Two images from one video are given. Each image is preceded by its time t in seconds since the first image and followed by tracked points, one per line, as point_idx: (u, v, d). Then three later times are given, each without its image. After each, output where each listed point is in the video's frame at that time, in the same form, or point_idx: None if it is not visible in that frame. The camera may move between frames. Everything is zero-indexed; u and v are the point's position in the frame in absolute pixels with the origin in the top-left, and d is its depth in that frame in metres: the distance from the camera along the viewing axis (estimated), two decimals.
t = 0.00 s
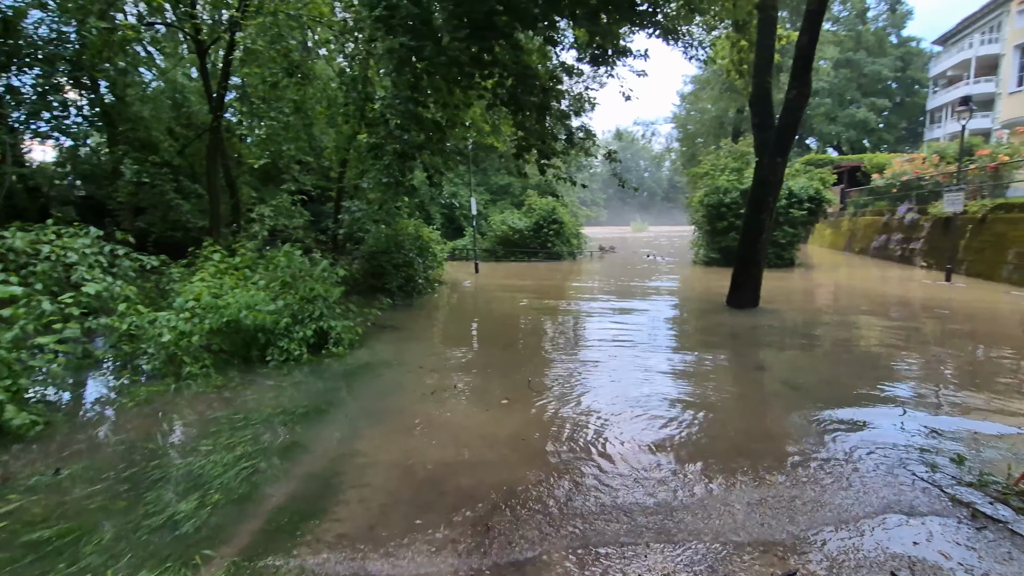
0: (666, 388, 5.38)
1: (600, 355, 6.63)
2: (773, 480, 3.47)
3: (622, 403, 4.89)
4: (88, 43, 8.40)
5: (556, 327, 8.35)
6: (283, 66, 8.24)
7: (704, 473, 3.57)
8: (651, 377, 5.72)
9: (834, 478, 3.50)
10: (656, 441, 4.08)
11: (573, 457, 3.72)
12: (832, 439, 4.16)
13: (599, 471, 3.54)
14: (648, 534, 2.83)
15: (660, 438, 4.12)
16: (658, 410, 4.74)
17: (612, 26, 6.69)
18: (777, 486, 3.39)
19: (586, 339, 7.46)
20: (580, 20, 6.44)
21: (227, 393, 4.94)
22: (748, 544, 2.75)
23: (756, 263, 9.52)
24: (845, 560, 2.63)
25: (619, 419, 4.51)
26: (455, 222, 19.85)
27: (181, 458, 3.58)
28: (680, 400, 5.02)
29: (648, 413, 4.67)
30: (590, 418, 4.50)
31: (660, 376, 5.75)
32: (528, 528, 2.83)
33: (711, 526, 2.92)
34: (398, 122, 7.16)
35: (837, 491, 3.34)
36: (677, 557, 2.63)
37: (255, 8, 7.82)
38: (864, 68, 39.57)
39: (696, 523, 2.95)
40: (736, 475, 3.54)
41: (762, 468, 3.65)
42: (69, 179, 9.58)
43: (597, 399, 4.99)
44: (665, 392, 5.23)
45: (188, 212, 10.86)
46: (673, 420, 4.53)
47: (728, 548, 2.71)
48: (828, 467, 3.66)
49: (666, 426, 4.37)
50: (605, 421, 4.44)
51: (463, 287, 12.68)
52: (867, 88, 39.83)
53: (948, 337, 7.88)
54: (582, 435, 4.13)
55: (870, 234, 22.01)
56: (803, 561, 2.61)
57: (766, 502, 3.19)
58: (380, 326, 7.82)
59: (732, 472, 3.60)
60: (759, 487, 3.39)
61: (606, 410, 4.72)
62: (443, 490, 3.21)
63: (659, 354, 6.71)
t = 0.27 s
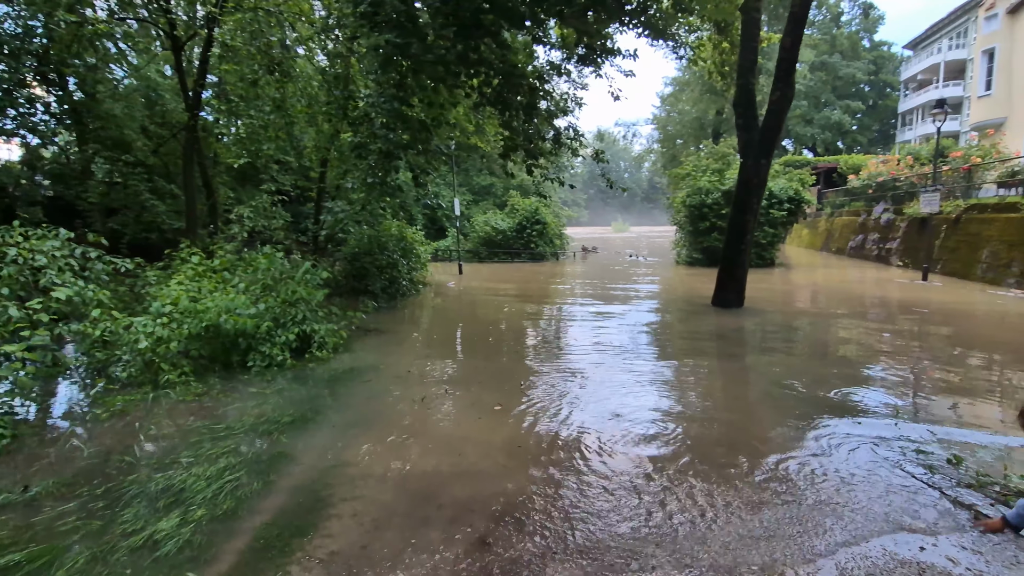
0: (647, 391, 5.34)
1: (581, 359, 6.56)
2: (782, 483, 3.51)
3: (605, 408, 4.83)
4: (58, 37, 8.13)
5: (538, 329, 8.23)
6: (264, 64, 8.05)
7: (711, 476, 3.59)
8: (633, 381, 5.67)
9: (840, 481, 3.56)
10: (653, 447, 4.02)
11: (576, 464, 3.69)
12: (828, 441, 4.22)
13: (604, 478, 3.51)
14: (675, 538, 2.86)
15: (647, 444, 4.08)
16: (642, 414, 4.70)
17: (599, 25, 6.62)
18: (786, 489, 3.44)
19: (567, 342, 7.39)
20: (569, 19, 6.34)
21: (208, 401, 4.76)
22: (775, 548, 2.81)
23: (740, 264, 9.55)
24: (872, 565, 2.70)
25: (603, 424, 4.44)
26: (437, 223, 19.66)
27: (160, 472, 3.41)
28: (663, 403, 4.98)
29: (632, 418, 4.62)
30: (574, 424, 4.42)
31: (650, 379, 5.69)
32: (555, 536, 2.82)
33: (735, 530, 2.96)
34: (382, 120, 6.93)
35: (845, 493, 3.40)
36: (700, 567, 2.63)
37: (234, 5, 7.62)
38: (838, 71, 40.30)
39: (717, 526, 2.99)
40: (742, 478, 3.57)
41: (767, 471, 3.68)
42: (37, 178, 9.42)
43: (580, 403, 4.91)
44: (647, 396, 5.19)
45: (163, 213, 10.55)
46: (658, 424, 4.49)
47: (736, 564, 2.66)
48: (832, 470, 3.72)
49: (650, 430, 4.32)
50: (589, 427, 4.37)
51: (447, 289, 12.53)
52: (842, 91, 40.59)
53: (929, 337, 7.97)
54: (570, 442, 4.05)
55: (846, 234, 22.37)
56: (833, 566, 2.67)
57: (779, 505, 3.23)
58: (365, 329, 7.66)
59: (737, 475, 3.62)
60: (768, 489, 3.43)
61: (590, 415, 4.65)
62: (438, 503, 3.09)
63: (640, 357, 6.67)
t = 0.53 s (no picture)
0: (634, 393, 5.28)
1: (566, 360, 6.48)
2: (788, 486, 3.50)
3: (594, 411, 4.75)
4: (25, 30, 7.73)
5: (523, 331, 8.03)
6: (247, 59, 7.75)
7: (716, 479, 3.56)
8: (619, 383, 5.62)
9: (844, 483, 3.56)
10: (652, 450, 3.96)
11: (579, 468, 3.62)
12: (827, 441, 4.23)
13: (608, 482, 3.45)
14: (691, 544, 2.82)
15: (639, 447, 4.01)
16: (631, 417, 4.64)
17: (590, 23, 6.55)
18: (793, 492, 3.42)
19: (552, 343, 7.30)
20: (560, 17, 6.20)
21: (192, 408, 4.59)
22: (792, 554, 2.78)
23: (729, 263, 9.57)
24: (889, 570, 2.69)
25: (593, 428, 4.36)
26: (422, 223, 19.49)
27: (143, 483, 3.26)
28: (652, 406, 4.93)
29: (621, 420, 4.55)
30: (564, 427, 4.34)
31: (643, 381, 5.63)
32: (569, 545, 2.76)
33: (749, 535, 2.93)
34: (371, 118, 6.65)
35: (850, 495, 3.40)
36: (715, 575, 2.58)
37: None
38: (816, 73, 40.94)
39: (730, 531, 2.96)
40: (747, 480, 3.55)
41: (771, 473, 3.66)
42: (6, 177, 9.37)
43: (569, 406, 4.83)
44: (635, 398, 5.13)
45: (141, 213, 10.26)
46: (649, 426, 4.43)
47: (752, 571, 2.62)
48: (835, 472, 3.72)
49: (644, 433, 4.25)
50: (579, 430, 4.28)
51: (434, 289, 12.38)
52: (820, 93, 41.23)
53: (915, 334, 8.05)
54: (562, 446, 3.96)
55: (827, 234, 22.68)
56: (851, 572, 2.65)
57: (788, 509, 3.22)
58: (353, 331, 7.50)
59: (742, 477, 3.60)
60: (774, 492, 3.41)
61: (578, 418, 4.57)
62: (437, 511, 3.00)
63: (626, 358, 6.62)
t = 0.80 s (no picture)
0: (618, 392, 5.25)
1: (548, 361, 6.42)
2: (789, 488, 3.45)
3: (580, 412, 4.70)
4: None
5: (505, 333, 7.94)
6: (225, 56, 7.32)
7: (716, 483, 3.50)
8: (603, 382, 5.58)
9: (844, 484, 3.53)
10: (649, 453, 3.89)
11: (576, 474, 3.53)
12: (821, 440, 4.21)
13: (607, 487, 3.37)
14: (699, 552, 2.75)
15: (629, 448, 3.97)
16: (617, 416, 4.60)
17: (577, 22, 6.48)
18: (794, 494, 3.38)
19: (534, 345, 7.23)
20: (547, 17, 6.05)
21: (169, 416, 4.39)
22: (802, 559, 2.73)
23: (713, 263, 9.61)
24: (898, 573, 2.66)
25: (581, 429, 4.31)
26: (403, 224, 19.26)
27: (119, 499, 3.08)
28: (636, 404, 4.91)
29: (607, 421, 4.51)
30: (552, 429, 4.27)
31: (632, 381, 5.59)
32: (575, 558, 2.66)
33: (757, 542, 2.86)
34: (356, 116, 6.37)
35: (851, 496, 3.37)
36: None
37: None
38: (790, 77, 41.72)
39: (737, 537, 2.90)
40: (748, 483, 3.49)
41: (770, 475, 3.62)
42: None
43: (554, 408, 4.76)
44: (619, 397, 5.10)
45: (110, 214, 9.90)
46: (637, 426, 4.39)
47: None
48: (833, 472, 3.69)
49: (636, 436, 4.17)
50: (567, 432, 4.22)
51: (416, 291, 12.21)
52: (794, 96, 41.98)
53: (895, 331, 8.15)
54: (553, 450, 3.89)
55: (803, 235, 23.04)
56: None
57: (792, 513, 3.16)
58: (336, 335, 7.33)
59: (742, 480, 3.54)
60: (777, 496, 3.36)
61: (565, 420, 4.51)
62: (433, 521, 2.89)
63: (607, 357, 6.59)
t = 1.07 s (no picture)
0: (601, 396, 5.20)
1: (529, 365, 6.32)
2: (785, 490, 3.44)
3: (563, 416, 4.63)
4: None
5: (486, 335, 7.85)
6: (200, 50, 7.18)
7: (712, 485, 3.48)
8: (585, 386, 5.52)
9: (839, 484, 3.54)
10: (642, 457, 3.86)
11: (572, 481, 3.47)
12: (810, 441, 4.22)
13: (605, 493, 3.33)
14: (701, 559, 2.70)
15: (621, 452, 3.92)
16: (601, 421, 4.54)
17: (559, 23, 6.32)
18: (790, 496, 3.37)
19: (513, 348, 7.12)
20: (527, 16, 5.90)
21: (144, 427, 4.20)
22: (804, 563, 2.70)
23: (695, 264, 9.66)
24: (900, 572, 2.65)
25: (567, 434, 4.23)
26: (381, 226, 19.02)
27: (93, 517, 2.91)
28: (620, 408, 4.87)
29: (592, 425, 4.45)
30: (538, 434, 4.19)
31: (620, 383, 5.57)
32: (578, 568, 2.59)
33: (760, 546, 2.84)
34: (338, 115, 6.18)
35: (847, 496, 3.38)
36: None
37: None
38: (762, 80, 42.55)
39: (739, 542, 2.86)
40: (744, 486, 3.48)
41: (764, 477, 3.61)
42: None
43: (537, 414, 4.67)
44: (602, 401, 5.04)
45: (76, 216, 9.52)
46: (626, 428, 4.37)
47: None
48: (827, 473, 3.70)
49: (627, 441, 4.12)
50: (554, 437, 4.15)
51: (396, 294, 12.05)
52: (766, 100, 42.80)
53: (871, 328, 8.31)
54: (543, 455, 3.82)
55: (777, 235, 23.45)
56: None
57: (790, 515, 3.15)
58: (318, 340, 7.15)
59: (737, 482, 3.53)
60: (775, 498, 3.35)
61: (545, 424, 4.43)
62: (429, 533, 2.80)
63: (588, 361, 6.54)
